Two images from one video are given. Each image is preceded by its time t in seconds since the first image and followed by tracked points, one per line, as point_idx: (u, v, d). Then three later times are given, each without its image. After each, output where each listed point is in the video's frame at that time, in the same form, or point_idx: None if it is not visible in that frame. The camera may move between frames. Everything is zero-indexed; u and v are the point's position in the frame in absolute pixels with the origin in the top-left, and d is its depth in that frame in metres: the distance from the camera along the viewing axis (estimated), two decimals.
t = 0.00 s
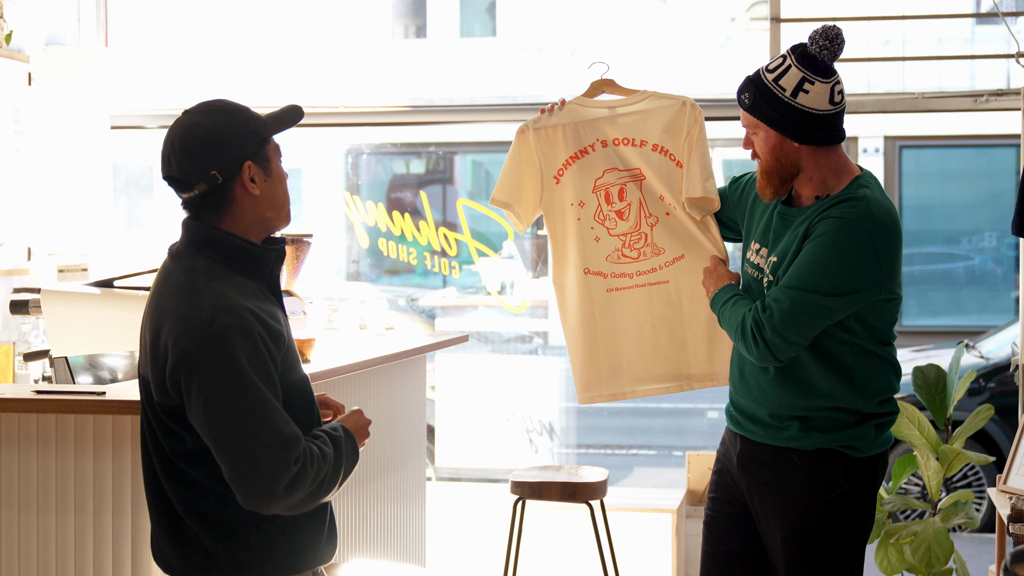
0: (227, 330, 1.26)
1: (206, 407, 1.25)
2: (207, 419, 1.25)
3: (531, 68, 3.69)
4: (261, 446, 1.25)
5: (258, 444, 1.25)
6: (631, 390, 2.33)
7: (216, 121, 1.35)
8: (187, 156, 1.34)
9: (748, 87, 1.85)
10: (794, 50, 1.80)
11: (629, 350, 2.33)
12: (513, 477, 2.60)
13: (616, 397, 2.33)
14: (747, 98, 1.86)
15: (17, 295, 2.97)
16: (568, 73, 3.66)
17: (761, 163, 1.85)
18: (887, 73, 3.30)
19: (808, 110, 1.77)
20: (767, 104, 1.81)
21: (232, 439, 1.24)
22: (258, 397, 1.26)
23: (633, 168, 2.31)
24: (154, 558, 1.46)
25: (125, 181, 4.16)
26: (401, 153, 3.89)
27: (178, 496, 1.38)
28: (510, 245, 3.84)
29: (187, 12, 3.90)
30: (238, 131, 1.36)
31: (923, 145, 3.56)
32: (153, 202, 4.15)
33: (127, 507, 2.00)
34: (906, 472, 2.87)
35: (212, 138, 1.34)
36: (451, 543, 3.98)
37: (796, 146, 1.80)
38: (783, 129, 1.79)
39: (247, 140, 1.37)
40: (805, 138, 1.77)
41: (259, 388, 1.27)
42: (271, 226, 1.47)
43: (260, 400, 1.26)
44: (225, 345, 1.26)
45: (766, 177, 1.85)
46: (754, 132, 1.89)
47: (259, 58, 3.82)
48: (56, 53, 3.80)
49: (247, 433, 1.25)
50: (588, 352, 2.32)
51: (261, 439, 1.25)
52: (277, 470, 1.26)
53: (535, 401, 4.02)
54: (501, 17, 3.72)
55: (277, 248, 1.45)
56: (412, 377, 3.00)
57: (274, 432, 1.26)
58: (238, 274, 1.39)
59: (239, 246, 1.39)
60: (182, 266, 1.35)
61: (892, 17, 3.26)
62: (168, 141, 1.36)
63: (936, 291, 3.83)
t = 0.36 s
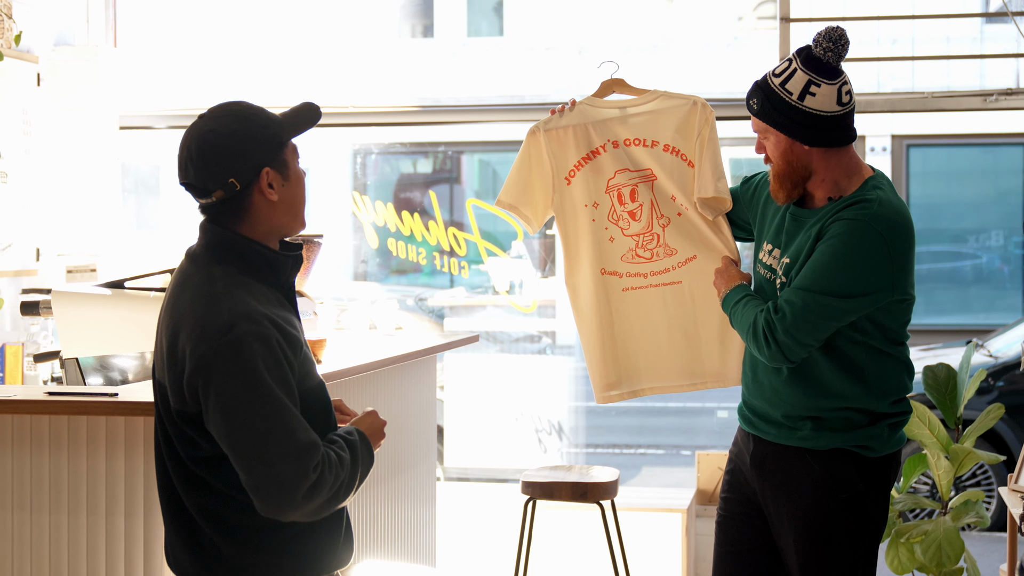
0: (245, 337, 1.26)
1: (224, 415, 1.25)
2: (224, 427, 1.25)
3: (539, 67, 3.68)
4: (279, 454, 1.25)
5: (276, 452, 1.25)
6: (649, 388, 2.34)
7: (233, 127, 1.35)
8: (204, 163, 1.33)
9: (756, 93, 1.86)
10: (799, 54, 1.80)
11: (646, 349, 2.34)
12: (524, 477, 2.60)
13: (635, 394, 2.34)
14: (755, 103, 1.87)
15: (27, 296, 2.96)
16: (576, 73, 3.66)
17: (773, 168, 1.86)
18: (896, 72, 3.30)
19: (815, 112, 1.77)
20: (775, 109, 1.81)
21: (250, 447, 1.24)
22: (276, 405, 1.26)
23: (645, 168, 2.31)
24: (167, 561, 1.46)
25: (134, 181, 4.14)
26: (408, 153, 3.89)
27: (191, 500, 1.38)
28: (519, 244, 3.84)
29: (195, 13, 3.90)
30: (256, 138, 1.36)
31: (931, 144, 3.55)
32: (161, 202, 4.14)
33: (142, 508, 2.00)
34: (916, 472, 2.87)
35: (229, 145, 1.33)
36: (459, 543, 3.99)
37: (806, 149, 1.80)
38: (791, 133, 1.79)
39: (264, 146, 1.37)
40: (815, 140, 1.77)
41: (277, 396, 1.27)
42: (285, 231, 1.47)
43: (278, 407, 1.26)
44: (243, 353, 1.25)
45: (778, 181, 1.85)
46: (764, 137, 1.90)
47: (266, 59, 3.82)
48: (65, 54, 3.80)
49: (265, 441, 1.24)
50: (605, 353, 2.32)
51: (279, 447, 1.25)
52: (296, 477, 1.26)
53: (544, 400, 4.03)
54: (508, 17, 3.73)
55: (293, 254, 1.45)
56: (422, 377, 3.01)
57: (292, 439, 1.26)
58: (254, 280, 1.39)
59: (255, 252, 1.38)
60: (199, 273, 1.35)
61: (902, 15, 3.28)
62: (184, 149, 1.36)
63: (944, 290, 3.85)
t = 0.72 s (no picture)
0: (245, 335, 1.26)
1: (224, 412, 1.25)
2: (224, 425, 1.25)
3: (541, 67, 3.68)
4: (279, 450, 1.25)
5: (276, 448, 1.25)
6: (647, 390, 2.33)
7: (238, 126, 1.35)
8: (209, 162, 1.34)
9: (758, 93, 1.86)
10: (801, 54, 1.80)
11: (645, 350, 2.34)
12: (527, 477, 2.60)
13: (632, 397, 2.34)
14: (758, 104, 1.88)
15: (31, 296, 2.97)
16: (578, 73, 3.66)
17: (777, 168, 1.86)
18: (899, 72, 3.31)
19: (819, 112, 1.77)
20: (778, 109, 1.81)
21: (250, 444, 1.24)
22: (276, 401, 1.26)
23: (648, 168, 2.31)
24: (172, 559, 1.46)
25: (137, 182, 4.15)
26: (411, 153, 3.90)
27: (195, 498, 1.39)
28: (521, 244, 3.85)
29: (196, 13, 3.90)
30: (260, 137, 1.36)
31: (933, 143, 3.56)
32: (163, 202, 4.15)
33: (147, 508, 2.00)
34: (919, 470, 2.88)
35: (234, 144, 1.34)
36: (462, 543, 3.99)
37: (811, 148, 1.80)
38: (795, 133, 1.79)
39: (268, 145, 1.37)
40: (820, 139, 1.77)
41: (276, 393, 1.26)
42: (288, 231, 1.47)
43: (278, 404, 1.26)
44: (242, 350, 1.25)
45: (783, 181, 1.85)
46: (767, 138, 1.90)
47: (268, 59, 3.83)
48: (67, 54, 3.78)
49: (265, 438, 1.24)
50: (605, 353, 2.32)
51: (279, 444, 1.25)
52: (296, 474, 1.26)
53: (545, 400, 4.02)
54: (509, 17, 3.74)
55: (295, 253, 1.45)
56: (426, 377, 3.01)
57: (292, 436, 1.26)
58: (255, 278, 1.39)
59: (256, 250, 1.39)
60: (200, 271, 1.35)
61: (904, 15, 3.29)
62: (189, 147, 1.36)
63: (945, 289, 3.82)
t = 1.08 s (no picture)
0: (231, 335, 1.26)
1: (211, 413, 1.25)
2: (211, 425, 1.25)
3: (532, 67, 3.69)
4: (265, 450, 1.25)
5: (263, 447, 1.25)
6: (635, 391, 2.34)
7: (227, 125, 1.35)
8: (196, 161, 1.34)
9: (747, 93, 1.87)
10: (790, 54, 1.81)
11: (633, 350, 2.34)
12: (517, 476, 2.61)
13: (620, 397, 2.34)
14: (747, 104, 1.88)
15: (21, 297, 2.96)
16: (569, 73, 3.67)
17: (767, 168, 1.86)
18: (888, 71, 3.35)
19: (808, 112, 1.77)
20: (767, 109, 1.82)
21: (236, 445, 1.24)
22: (262, 402, 1.26)
23: (637, 167, 2.32)
24: (161, 558, 1.46)
25: (126, 182, 4.10)
26: (402, 153, 3.89)
27: (184, 497, 1.39)
28: (511, 244, 3.84)
29: (188, 13, 3.90)
30: (248, 137, 1.36)
31: (922, 142, 3.54)
32: (155, 203, 4.06)
33: (134, 509, 2.00)
34: (908, 470, 2.89)
35: (222, 143, 1.34)
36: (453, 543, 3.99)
37: (800, 148, 1.80)
38: (784, 132, 1.80)
39: (257, 144, 1.37)
40: (809, 138, 1.77)
41: (263, 393, 1.26)
42: (276, 231, 1.47)
43: (264, 404, 1.26)
44: (229, 351, 1.26)
45: (772, 181, 1.85)
46: (756, 138, 1.90)
47: (259, 59, 3.83)
48: (58, 55, 3.85)
49: (252, 438, 1.24)
50: (593, 353, 2.33)
51: (266, 444, 1.25)
52: (283, 474, 1.26)
53: (534, 399, 4.02)
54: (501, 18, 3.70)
55: (283, 254, 1.46)
56: (416, 376, 3.01)
57: (278, 436, 1.26)
58: (242, 278, 1.39)
59: (244, 251, 1.39)
60: (187, 272, 1.35)
61: (892, 15, 3.29)
62: (178, 147, 1.36)
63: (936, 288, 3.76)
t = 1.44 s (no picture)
0: (223, 338, 1.26)
1: (205, 416, 1.25)
2: (205, 429, 1.25)
3: (523, 68, 3.70)
4: (262, 451, 1.25)
5: (259, 449, 1.25)
6: (628, 391, 2.34)
7: (219, 126, 1.35)
8: (189, 161, 1.34)
9: (737, 96, 1.87)
10: (779, 55, 1.81)
11: (625, 351, 2.34)
12: (509, 477, 2.60)
13: (613, 398, 2.34)
14: (737, 106, 1.88)
15: (11, 299, 2.95)
16: (561, 74, 3.67)
17: (758, 170, 1.86)
18: (880, 72, 3.44)
19: (798, 113, 1.77)
20: (758, 110, 1.82)
21: (231, 448, 1.24)
22: (256, 404, 1.25)
23: (627, 169, 2.32)
24: (154, 559, 1.46)
25: (117, 184, 4.14)
26: (392, 154, 3.88)
27: (177, 498, 1.38)
28: (502, 245, 3.85)
29: (179, 15, 3.90)
30: (243, 139, 1.36)
31: (914, 142, 3.53)
32: (145, 205, 4.12)
33: (124, 512, 2.00)
34: (899, 470, 2.90)
35: (214, 145, 1.34)
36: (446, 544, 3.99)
37: (790, 149, 1.80)
38: (774, 134, 1.80)
39: (251, 147, 1.37)
40: (799, 139, 1.77)
41: (257, 395, 1.26)
42: (267, 234, 1.47)
43: (259, 407, 1.26)
44: (222, 354, 1.25)
45: (762, 182, 1.85)
46: (747, 139, 1.90)
47: (250, 60, 3.82)
48: (47, 56, 3.78)
49: (247, 441, 1.24)
50: (585, 355, 2.32)
51: (261, 446, 1.25)
52: (279, 477, 1.26)
53: (528, 401, 4.01)
54: (491, 18, 3.70)
55: (274, 256, 1.45)
56: (406, 377, 3.01)
57: (273, 438, 1.26)
58: (233, 280, 1.38)
59: (235, 253, 1.38)
60: (178, 275, 1.34)
61: (883, 16, 3.39)
62: (170, 147, 1.36)
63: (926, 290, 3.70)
